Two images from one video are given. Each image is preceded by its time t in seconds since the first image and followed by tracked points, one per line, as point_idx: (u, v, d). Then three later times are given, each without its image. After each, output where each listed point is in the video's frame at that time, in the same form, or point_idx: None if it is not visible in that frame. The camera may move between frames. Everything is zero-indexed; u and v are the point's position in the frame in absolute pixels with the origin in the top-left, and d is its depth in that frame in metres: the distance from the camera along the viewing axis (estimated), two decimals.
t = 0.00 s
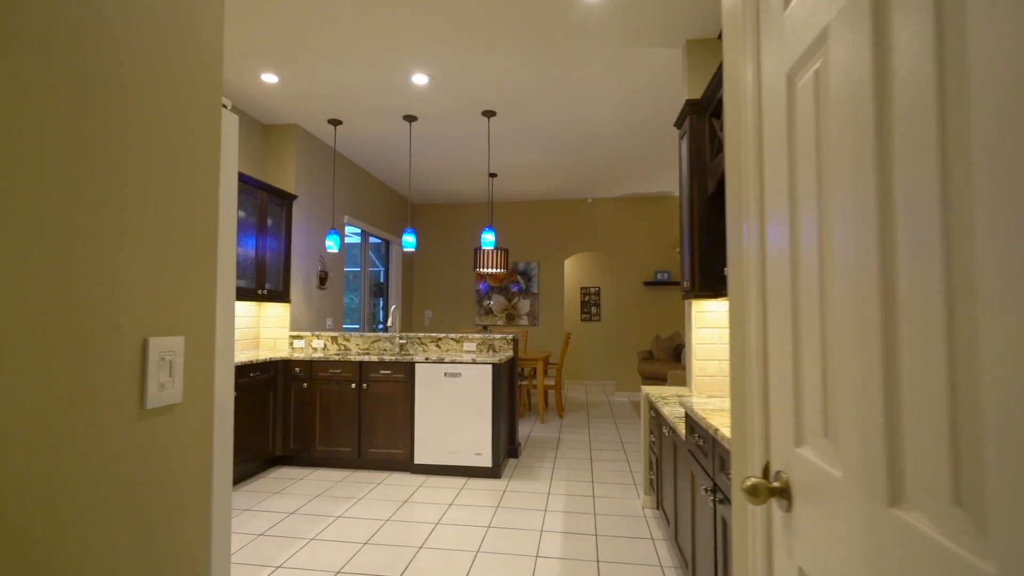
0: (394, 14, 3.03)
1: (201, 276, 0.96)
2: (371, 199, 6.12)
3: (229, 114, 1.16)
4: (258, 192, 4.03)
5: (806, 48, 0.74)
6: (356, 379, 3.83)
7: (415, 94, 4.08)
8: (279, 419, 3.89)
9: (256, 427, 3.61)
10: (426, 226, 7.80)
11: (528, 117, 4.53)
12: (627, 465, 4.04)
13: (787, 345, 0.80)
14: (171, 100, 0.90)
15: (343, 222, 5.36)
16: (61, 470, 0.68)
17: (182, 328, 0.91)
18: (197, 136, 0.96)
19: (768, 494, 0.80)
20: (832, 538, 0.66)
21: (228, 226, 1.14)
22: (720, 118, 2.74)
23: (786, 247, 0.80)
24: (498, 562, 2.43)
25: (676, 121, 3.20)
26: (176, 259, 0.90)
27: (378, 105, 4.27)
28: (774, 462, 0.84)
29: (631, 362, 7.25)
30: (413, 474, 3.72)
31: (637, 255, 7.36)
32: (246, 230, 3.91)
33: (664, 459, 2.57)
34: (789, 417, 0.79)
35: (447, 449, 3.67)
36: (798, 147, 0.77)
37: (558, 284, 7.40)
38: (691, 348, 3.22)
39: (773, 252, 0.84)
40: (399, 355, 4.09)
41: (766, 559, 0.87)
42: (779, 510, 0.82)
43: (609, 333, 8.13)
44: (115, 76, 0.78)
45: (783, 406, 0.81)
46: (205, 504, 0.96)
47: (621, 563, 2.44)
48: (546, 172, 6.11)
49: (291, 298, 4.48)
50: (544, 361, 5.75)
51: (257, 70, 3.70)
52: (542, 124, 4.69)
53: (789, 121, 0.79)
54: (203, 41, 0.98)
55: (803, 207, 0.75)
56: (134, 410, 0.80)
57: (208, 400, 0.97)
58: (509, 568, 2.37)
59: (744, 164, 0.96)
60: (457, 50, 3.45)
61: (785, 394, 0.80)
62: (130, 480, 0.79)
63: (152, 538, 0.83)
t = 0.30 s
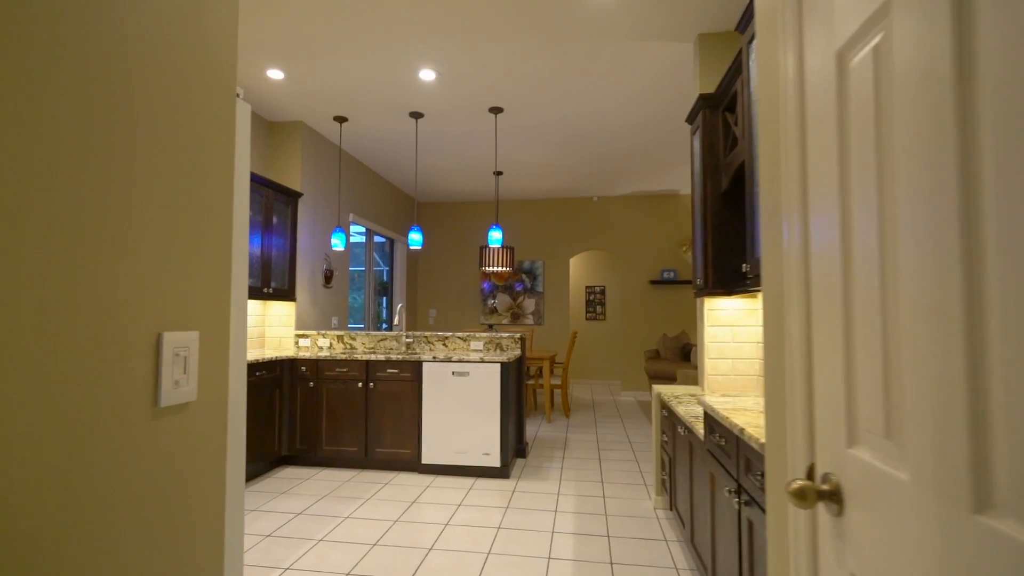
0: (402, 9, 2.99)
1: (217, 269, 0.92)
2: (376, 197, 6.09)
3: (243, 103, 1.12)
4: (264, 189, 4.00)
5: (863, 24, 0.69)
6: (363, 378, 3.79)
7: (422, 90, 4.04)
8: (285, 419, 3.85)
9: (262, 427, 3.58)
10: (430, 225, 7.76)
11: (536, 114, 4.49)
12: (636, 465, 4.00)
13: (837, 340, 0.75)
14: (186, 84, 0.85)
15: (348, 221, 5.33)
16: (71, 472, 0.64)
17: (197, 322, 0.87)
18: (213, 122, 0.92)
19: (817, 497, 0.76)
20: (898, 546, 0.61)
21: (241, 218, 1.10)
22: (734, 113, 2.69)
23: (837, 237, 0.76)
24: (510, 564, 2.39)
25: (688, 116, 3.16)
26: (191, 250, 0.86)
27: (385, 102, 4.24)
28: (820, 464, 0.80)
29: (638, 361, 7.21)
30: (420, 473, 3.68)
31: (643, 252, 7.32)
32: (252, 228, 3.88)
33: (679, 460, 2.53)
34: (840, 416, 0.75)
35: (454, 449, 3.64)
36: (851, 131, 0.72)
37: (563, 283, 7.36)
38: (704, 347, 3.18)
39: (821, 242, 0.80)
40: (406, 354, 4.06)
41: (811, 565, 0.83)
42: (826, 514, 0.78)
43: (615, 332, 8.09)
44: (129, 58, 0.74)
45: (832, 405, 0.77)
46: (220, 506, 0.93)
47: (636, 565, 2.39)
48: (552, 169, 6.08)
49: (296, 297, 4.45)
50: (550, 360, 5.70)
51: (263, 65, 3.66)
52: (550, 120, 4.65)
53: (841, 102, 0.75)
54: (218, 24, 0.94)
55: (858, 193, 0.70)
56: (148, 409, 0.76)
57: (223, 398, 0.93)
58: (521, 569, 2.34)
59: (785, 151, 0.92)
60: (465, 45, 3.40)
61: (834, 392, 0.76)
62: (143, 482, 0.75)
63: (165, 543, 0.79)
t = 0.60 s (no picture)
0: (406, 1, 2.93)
1: (224, 259, 0.87)
2: (379, 195, 6.04)
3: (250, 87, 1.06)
4: (266, 186, 3.95)
5: None
6: (367, 377, 3.73)
7: (426, 85, 3.98)
8: (287, 418, 3.80)
9: (265, 426, 3.53)
10: (433, 223, 7.71)
11: (540, 109, 4.44)
12: (643, 465, 3.95)
13: (893, 331, 0.70)
14: (193, 58, 0.80)
15: (351, 219, 5.28)
16: (64, 475, 0.58)
17: (204, 314, 0.82)
18: (220, 100, 0.86)
19: (869, 502, 0.71)
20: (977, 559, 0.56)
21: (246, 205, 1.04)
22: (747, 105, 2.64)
23: (893, 221, 0.70)
24: (519, 566, 2.34)
25: (698, 110, 3.11)
26: (197, 237, 0.80)
27: (388, 98, 4.18)
28: (872, 465, 0.74)
29: (642, 360, 7.16)
30: (425, 474, 3.63)
31: (647, 250, 7.27)
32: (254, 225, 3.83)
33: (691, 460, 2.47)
34: (897, 414, 0.69)
35: (460, 449, 3.59)
36: (915, 103, 0.66)
37: (567, 281, 7.31)
38: (714, 345, 3.13)
39: (872, 228, 0.74)
40: (410, 353, 4.01)
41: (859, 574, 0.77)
42: (878, 518, 0.73)
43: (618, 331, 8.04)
44: (128, 27, 0.68)
45: (887, 403, 0.71)
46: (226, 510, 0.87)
47: (647, 567, 2.34)
48: (556, 166, 6.03)
49: (299, 295, 4.39)
50: (554, 359, 5.65)
51: (265, 60, 3.60)
52: (555, 116, 4.60)
53: (900, 75, 0.69)
54: None
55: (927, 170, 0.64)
56: (150, 406, 0.71)
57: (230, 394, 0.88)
58: (530, 572, 2.29)
59: (828, 133, 0.86)
60: (470, 39, 3.35)
61: (890, 388, 0.70)
62: (144, 486, 0.69)
63: (167, 551, 0.74)
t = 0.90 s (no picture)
0: None
1: (213, 246, 0.80)
2: (381, 192, 5.97)
3: (238, 67, 1.00)
4: (265, 181, 3.88)
5: None
6: (368, 376, 3.66)
7: (428, 79, 3.92)
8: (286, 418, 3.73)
9: (264, 426, 3.46)
10: (435, 221, 7.65)
11: (544, 103, 4.37)
12: (649, 465, 3.87)
13: (954, 321, 0.62)
14: (173, 23, 0.72)
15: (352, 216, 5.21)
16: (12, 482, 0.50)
17: (184, 304, 0.74)
18: (205, 71, 0.78)
19: (917, 512, 0.64)
20: None
21: (235, 191, 0.97)
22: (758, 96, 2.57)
23: (951, 198, 0.63)
24: (523, 570, 2.27)
25: (706, 102, 3.04)
26: (177, 219, 0.73)
27: (390, 92, 4.12)
28: (922, 471, 0.67)
29: (647, 359, 7.08)
30: (427, 474, 3.57)
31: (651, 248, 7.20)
32: (253, 222, 3.76)
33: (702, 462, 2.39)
34: (954, 413, 0.61)
35: (462, 449, 3.52)
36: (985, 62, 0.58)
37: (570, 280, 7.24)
38: (723, 342, 3.05)
39: (922, 208, 0.67)
40: (411, 351, 3.94)
41: None
42: (926, 530, 0.65)
43: (622, 329, 7.98)
44: None
45: (941, 402, 0.63)
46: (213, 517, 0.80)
47: (656, 572, 2.27)
48: (559, 162, 5.96)
49: (299, 293, 4.33)
50: (558, 357, 5.58)
51: (264, 54, 3.53)
52: (559, 110, 4.52)
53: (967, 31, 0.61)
54: None
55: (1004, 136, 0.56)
56: (120, 405, 0.63)
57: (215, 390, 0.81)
58: None
59: (867, 107, 0.79)
60: (473, 32, 3.28)
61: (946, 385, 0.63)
62: (120, 490, 0.63)
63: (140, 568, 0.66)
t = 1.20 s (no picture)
0: None
1: (161, 227, 0.70)
2: (380, 189, 5.88)
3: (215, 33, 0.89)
4: (260, 176, 3.79)
5: None
6: (365, 375, 3.57)
7: (427, 70, 3.82)
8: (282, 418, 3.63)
9: (259, 427, 3.37)
10: (435, 219, 7.55)
11: (546, 96, 4.27)
12: (654, 467, 3.78)
13: None
14: None
15: (350, 212, 5.12)
16: None
17: (128, 291, 0.64)
18: (152, 26, 0.68)
19: (990, 532, 0.53)
20: None
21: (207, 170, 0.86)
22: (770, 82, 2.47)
23: None
24: None
25: (714, 92, 2.95)
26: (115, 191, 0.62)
27: (388, 84, 4.02)
28: (987, 484, 0.57)
29: (651, 358, 6.98)
30: (426, 476, 3.48)
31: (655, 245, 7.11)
32: (248, 218, 3.68)
33: (711, 465, 2.29)
34: None
35: (462, 450, 3.43)
36: None
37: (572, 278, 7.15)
38: (732, 340, 2.95)
39: (986, 176, 0.57)
40: (410, 349, 3.84)
41: None
42: (996, 555, 0.55)
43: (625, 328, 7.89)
44: None
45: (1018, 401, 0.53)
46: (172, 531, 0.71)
47: None
48: (561, 158, 5.87)
49: (295, 290, 4.23)
50: (561, 356, 5.48)
51: (258, 44, 3.44)
52: (561, 103, 4.43)
53: None
54: None
55: None
56: (43, 405, 0.53)
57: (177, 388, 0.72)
58: None
59: (915, 65, 0.69)
60: (473, 20, 3.18)
61: None
62: (40, 509, 0.52)
63: None
